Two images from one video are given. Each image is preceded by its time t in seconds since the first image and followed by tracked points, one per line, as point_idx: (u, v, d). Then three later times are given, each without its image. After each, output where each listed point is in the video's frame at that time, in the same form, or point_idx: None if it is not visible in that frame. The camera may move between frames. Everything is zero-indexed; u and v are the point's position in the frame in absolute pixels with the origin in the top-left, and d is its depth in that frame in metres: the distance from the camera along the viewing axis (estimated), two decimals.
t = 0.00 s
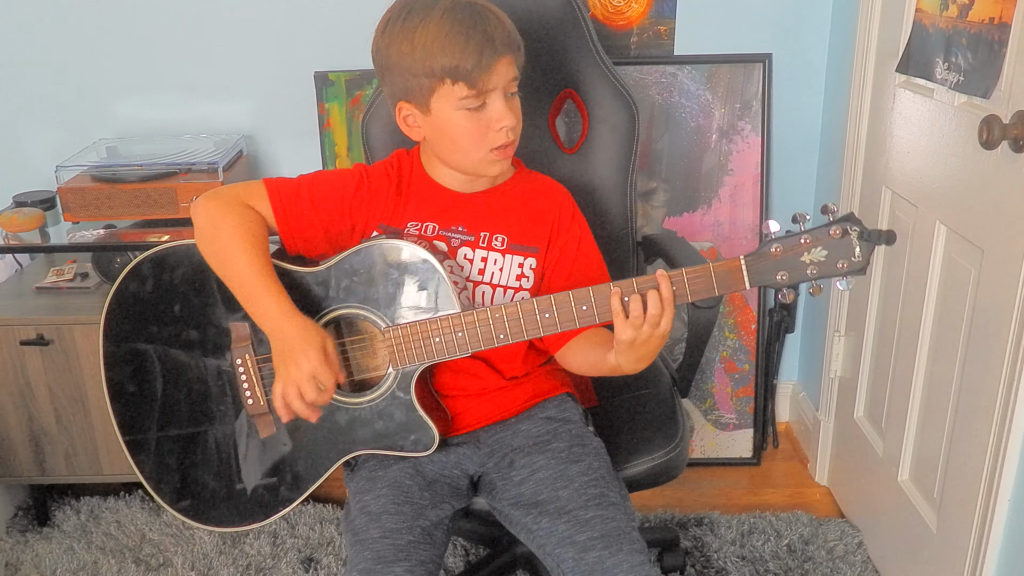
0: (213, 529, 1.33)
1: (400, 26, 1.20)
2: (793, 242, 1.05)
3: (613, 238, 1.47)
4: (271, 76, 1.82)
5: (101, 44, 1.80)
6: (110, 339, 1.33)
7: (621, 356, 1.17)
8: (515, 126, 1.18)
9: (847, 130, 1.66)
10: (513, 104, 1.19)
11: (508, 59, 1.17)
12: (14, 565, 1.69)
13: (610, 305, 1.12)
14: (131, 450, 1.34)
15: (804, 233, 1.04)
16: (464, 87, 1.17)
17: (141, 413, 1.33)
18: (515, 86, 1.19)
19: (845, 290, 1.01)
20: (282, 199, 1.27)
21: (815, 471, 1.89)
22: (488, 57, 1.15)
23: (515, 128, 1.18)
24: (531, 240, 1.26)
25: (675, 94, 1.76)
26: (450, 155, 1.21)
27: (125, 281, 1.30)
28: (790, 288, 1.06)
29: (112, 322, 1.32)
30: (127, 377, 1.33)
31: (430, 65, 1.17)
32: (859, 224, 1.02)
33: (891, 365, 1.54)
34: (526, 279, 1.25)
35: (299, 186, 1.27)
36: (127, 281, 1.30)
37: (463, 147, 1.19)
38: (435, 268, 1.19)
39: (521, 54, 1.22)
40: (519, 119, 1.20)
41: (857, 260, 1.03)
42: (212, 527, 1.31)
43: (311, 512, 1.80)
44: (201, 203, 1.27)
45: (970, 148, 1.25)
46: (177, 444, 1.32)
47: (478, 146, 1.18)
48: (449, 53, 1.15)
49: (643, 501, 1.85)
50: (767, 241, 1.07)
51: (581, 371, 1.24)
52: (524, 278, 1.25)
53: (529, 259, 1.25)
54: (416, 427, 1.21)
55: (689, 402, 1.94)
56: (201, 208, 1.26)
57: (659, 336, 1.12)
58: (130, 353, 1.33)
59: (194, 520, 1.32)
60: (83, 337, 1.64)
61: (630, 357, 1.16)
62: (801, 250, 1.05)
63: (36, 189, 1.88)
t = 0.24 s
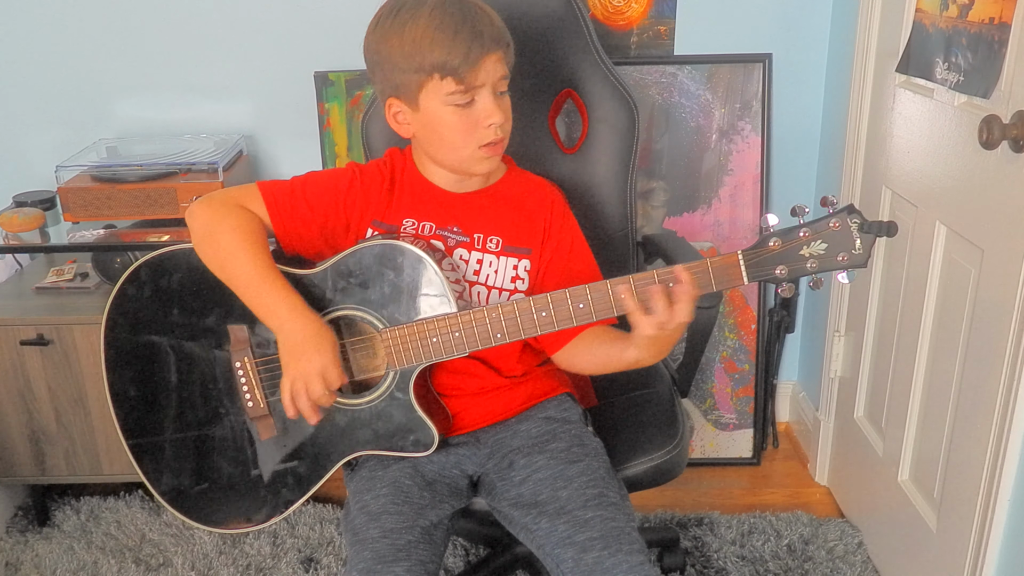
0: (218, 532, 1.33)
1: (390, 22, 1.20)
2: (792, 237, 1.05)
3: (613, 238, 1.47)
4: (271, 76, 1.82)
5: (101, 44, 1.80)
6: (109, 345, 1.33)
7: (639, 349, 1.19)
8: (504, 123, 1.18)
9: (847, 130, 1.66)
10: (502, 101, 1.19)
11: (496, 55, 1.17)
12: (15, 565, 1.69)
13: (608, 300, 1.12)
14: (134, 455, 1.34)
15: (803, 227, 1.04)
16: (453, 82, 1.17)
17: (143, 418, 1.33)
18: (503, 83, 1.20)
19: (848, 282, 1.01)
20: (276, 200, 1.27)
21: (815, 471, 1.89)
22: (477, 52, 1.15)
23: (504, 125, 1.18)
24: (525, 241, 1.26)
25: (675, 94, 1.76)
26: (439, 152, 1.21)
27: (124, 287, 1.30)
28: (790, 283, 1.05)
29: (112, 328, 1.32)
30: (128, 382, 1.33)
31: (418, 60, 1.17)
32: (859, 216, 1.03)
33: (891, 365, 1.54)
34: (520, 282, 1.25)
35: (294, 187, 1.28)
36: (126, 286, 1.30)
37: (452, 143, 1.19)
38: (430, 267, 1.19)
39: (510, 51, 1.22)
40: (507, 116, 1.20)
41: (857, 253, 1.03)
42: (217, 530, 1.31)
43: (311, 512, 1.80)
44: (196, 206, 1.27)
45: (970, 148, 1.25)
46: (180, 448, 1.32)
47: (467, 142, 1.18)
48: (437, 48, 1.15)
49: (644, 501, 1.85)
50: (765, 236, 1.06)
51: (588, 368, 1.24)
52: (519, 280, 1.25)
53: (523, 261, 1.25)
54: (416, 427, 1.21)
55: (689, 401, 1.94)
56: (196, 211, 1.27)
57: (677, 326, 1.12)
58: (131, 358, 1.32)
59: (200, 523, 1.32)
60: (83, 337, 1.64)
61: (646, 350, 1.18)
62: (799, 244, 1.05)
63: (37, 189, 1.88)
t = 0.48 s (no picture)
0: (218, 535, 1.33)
1: (377, 32, 1.20)
2: (783, 227, 1.05)
3: (613, 238, 1.47)
4: (271, 76, 1.82)
5: (101, 44, 1.80)
6: (107, 349, 1.33)
7: (652, 339, 1.16)
8: (495, 128, 1.18)
9: (847, 130, 1.66)
10: (493, 106, 1.19)
11: (485, 60, 1.17)
12: (15, 565, 1.69)
13: (604, 294, 1.11)
14: (133, 459, 1.34)
15: (793, 217, 1.04)
16: (442, 89, 1.16)
17: (141, 422, 1.33)
18: (494, 88, 1.19)
19: (839, 272, 1.01)
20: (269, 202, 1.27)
21: (815, 471, 1.89)
22: (465, 59, 1.15)
23: (495, 130, 1.17)
24: (521, 238, 1.26)
25: (675, 94, 1.76)
26: (432, 159, 1.21)
27: (120, 291, 1.30)
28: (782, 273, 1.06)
29: (109, 332, 1.32)
30: (125, 386, 1.33)
31: (406, 69, 1.17)
32: (849, 207, 1.02)
33: (891, 365, 1.54)
34: (518, 277, 1.25)
35: (287, 189, 1.28)
36: (121, 291, 1.30)
37: (444, 150, 1.19)
38: (424, 265, 1.19)
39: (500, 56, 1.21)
40: (499, 121, 1.19)
41: (848, 242, 1.03)
42: (217, 533, 1.31)
43: (311, 512, 1.80)
44: (191, 209, 1.27)
45: (970, 148, 1.25)
46: (179, 451, 1.32)
47: (459, 148, 1.18)
48: (425, 56, 1.15)
49: (644, 501, 1.85)
50: (758, 227, 1.07)
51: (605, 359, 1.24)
52: (516, 275, 1.25)
53: (520, 257, 1.25)
54: (416, 426, 1.21)
55: (689, 401, 1.94)
56: (192, 213, 1.27)
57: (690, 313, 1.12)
58: (129, 363, 1.33)
59: (200, 527, 1.32)
60: (83, 337, 1.64)
61: (660, 340, 1.16)
62: (792, 234, 1.05)
63: (37, 189, 1.88)
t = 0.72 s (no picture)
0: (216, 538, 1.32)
1: (373, 36, 1.20)
2: (782, 228, 1.05)
3: (612, 238, 1.47)
4: (271, 76, 1.82)
5: (101, 44, 1.80)
6: (104, 354, 1.33)
7: (648, 338, 1.17)
8: (495, 128, 1.18)
9: (847, 130, 1.66)
10: (491, 106, 1.19)
11: (483, 60, 1.17)
12: (15, 565, 1.69)
13: (603, 295, 1.12)
14: (130, 463, 1.34)
15: (791, 217, 1.05)
16: (441, 92, 1.17)
17: (138, 426, 1.33)
18: (492, 88, 1.19)
19: (836, 273, 1.02)
20: (266, 204, 1.27)
21: (815, 471, 1.89)
22: (463, 61, 1.15)
23: (495, 130, 1.18)
24: (519, 237, 1.26)
25: (675, 94, 1.76)
26: (432, 161, 1.21)
27: (116, 295, 1.30)
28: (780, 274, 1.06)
29: (106, 336, 1.32)
30: (122, 390, 1.33)
31: (405, 73, 1.17)
32: (847, 207, 1.03)
33: (891, 365, 1.54)
34: (516, 277, 1.25)
35: (285, 192, 1.28)
36: (118, 294, 1.30)
37: (444, 152, 1.19)
38: (423, 266, 1.19)
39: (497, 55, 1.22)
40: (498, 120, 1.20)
41: (846, 243, 1.03)
42: (214, 536, 1.31)
43: (311, 512, 1.80)
44: (187, 212, 1.27)
45: (970, 149, 1.25)
46: (176, 454, 1.32)
47: (460, 150, 1.18)
48: (424, 60, 1.15)
49: (644, 501, 1.85)
50: (756, 228, 1.07)
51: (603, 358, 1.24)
52: (514, 275, 1.25)
53: (518, 256, 1.25)
54: (415, 427, 1.21)
55: (689, 401, 1.94)
56: (188, 216, 1.27)
57: (686, 316, 1.11)
58: (126, 366, 1.33)
59: (198, 530, 1.32)
60: (83, 337, 1.64)
61: (656, 339, 1.16)
62: (790, 235, 1.05)
63: (37, 189, 1.88)
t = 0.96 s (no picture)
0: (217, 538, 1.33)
1: (369, 34, 1.20)
2: (782, 226, 1.05)
3: (612, 238, 1.47)
4: (271, 76, 1.82)
5: (101, 44, 1.79)
6: (105, 355, 1.33)
7: (642, 338, 1.16)
8: (492, 127, 1.18)
9: (847, 130, 1.66)
10: (489, 105, 1.19)
11: (479, 58, 1.17)
12: (14, 565, 1.69)
13: (599, 294, 1.12)
14: (133, 463, 1.34)
15: (791, 215, 1.04)
16: (437, 90, 1.16)
17: (140, 426, 1.34)
18: (489, 87, 1.19)
19: (837, 270, 1.01)
20: (264, 204, 1.27)
21: (815, 471, 1.89)
22: (458, 58, 1.15)
23: (492, 128, 1.17)
24: (519, 237, 1.25)
25: (675, 94, 1.76)
26: (431, 160, 1.21)
27: (117, 297, 1.31)
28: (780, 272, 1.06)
29: (107, 338, 1.32)
30: (124, 391, 1.34)
31: (401, 72, 1.17)
32: (847, 204, 1.02)
33: (891, 365, 1.54)
34: (515, 277, 1.25)
35: (283, 192, 1.28)
36: (118, 296, 1.31)
37: (442, 151, 1.19)
38: (420, 266, 1.18)
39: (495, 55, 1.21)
40: (497, 119, 1.19)
41: (846, 240, 1.02)
42: (215, 535, 1.31)
43: (311, 512, 1.80)
44: (186, 213, 1.28)
45: (970, 148, 1.25)
46: (177, 454, 1.32)
47: (457, 149, 1.18)
48: (418, 58, 1.16)
49: (644, 501, 1.85)
50: (755, 227, 1.07)
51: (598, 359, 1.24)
52: (514, 275, 1.25)
53: (518, 256, 1.25)
54: (415, 427, 1.21)
55: (689, 401, 1.94)
56: (187, 217, 1.27)
57: (682, 315, 1.11)
58: (127, 367, 1.33)
59: (199, 529, 1.32)
60: (84, 337, 1.64)
61: (651, 339, 1.16)
62: (789, 233, 1.05)
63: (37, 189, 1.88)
